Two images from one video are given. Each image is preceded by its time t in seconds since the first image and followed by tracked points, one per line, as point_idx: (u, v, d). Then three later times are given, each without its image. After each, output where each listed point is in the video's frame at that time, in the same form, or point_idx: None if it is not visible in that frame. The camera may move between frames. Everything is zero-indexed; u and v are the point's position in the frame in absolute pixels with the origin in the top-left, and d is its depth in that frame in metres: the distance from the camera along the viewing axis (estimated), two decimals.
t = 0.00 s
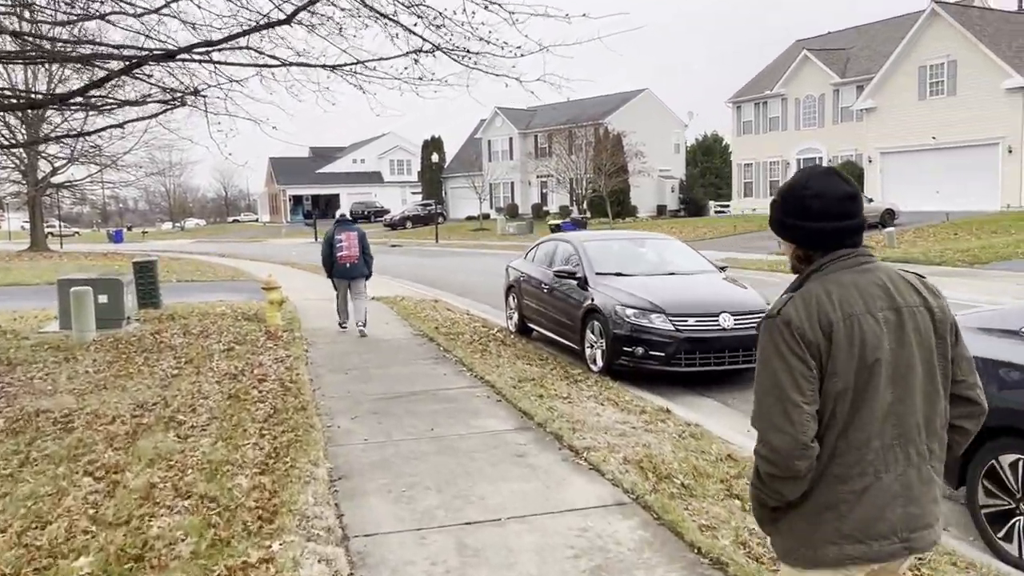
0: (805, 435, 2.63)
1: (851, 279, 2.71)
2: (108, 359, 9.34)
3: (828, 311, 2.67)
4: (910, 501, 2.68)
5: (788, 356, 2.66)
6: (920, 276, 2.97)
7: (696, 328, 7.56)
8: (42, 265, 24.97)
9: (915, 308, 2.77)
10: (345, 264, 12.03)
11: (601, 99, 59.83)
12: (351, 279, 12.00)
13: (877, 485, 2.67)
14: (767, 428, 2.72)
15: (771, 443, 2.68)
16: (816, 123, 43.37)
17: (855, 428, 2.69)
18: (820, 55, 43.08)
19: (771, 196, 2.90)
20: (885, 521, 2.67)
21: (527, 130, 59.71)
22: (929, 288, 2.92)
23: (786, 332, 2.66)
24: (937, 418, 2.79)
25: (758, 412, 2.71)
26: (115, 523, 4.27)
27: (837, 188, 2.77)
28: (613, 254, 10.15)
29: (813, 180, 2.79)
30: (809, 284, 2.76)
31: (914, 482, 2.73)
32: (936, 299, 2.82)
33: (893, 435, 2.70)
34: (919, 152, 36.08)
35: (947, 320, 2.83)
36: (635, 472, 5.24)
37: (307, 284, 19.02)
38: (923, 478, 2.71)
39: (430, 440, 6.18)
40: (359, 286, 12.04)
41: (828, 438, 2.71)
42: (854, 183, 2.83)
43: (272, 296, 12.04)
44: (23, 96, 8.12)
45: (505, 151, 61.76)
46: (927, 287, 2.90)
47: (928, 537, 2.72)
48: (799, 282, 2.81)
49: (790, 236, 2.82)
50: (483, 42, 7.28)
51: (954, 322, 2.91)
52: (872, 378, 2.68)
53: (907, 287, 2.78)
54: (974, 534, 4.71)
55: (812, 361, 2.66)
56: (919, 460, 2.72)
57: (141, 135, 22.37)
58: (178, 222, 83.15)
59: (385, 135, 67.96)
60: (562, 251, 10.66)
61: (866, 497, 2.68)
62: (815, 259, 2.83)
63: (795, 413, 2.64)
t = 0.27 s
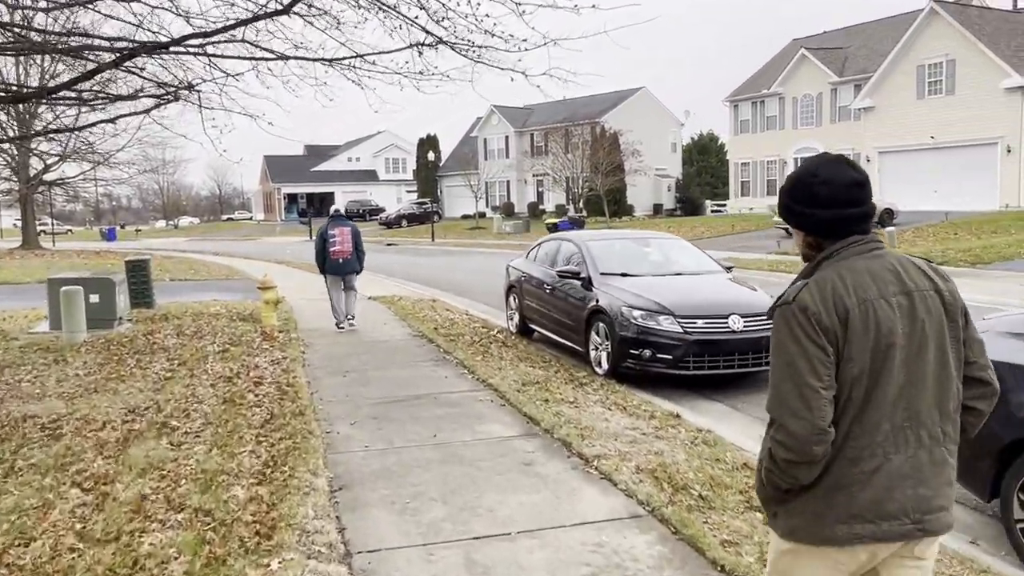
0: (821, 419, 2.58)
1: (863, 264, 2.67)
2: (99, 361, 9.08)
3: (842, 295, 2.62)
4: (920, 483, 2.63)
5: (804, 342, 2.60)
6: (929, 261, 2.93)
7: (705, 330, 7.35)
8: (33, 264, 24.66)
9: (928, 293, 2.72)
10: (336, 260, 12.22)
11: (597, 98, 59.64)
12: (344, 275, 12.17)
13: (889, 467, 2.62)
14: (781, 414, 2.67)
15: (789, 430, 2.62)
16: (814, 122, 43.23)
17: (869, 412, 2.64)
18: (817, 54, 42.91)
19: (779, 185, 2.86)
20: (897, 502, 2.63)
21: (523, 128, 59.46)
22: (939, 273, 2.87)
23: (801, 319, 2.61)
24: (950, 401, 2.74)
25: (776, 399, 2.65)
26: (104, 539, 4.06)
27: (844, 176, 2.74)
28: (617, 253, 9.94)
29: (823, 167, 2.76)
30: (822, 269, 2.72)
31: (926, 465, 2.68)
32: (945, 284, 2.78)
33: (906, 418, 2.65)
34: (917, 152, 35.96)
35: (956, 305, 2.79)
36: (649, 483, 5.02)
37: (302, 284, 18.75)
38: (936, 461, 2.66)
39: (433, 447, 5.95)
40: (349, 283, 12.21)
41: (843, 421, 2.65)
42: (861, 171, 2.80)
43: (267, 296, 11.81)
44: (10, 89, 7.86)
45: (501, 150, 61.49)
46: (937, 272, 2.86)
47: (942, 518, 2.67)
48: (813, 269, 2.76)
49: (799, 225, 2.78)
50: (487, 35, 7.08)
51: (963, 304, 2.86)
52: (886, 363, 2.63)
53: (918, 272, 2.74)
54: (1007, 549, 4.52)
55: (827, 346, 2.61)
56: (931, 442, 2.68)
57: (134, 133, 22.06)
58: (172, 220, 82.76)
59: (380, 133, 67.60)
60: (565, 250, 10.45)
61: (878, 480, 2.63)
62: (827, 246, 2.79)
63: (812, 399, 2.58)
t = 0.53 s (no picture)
0: (812, 441, 2.41)
1: (847, 277, 2.51)
2: (91, 361, 8.80)
3: (828, 313, 2.45)
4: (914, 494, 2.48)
5: (791, 364, 2.44)
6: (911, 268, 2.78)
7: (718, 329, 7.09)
8: (27, 261, 24.34)
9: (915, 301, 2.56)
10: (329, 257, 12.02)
11: (596, 94, 59.35)
12: (340, 273, 11.95)
13: (881, 480, 2.46)
14: (771, 437, 2.50)
15: (783, 454, 2.45)
16: (814, 119, 43.02)
17: (860, 427, 2.47)
18: (818, 50, 42.69)
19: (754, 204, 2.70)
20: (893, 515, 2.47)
21: (521, 125, 59.17)
22: (923, 278, 2.71)
23: (787, 340, 2.44)
24: (942, 409, 2.58)
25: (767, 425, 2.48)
26: (89, 557, 3.81)
27: (821, 191, 2.59)
28: (625, 250, 9.68)
29: (796, 183, 2.61)
30: (803, 287, 2.56)
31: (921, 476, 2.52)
32: (931, 291, 2.62)
33: (897, 432, 2.49)
34: (917, 149, 35.78)
35: (943, 311, 2.63)
36: (667, 493, 4.77)
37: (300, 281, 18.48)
38: (931, 471, 2.50)
39: (437, 453, 5.68)
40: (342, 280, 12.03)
41: (834, 438, 2.48)
42: (837, 184, 2.65)
43: (265, 293, 11.54)
44: None
45: (500, 146, 61.19)
46: (922, 279, 2.71)
47: (939, 527, 2.51)
48: (795, 287, 2.59)
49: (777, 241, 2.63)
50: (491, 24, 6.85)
51: (948, 309, 2.71)
52: (875, 378, 2.47)
53: (905, 281, 2.58)
54: None
55: (816, 367, 2.44)
56: (925, 453, 2.52)
57: (130, 128, 21.75)
58: (168, 216, 82.35)
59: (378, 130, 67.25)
60: (569, 247, 10.20)
61: (873, 494, 2.47)
62: (807, 263, 2.63)
63: (803, 422, 2.41)
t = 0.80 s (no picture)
0: (771, 417, 2.51)
1: (807, 260, 2.60)
2: (84, 362, 8.55)
3: (789, 296, 2.55)
4: (873, 468, 2.60)
5: (752, 344, 2.54)
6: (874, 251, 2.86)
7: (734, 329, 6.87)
8: (22, 257, 24.05)
9: (873, 285, 2.65)
10: (330, 250, 12.24)
11: (596, 89, 59.04)
12: (342, 265, 12.24)
13: (838, 456, 2.57)
14: (735, 412, 2.61)
15: (743, 430, 2.55)
16: (817, 114, 42.73)
17: (818, 403, 2.58)
18: (821, 44, 42.38)
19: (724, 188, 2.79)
20: (849, 486, 2.59)
21: (521, 120, 58.83)
22: (886, 261, 2.81)
23: (748, 319, 2.54)
24: (900, 387, 2.70)
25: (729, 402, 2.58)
26: None
27: (787, 175, 2.67)
28: (633, 246, 9.45)
29: (762, 168, 2.69)
30: (766, 271, 2.65)
31: (877, 449, 2.63)
32: (891, 272, 2.73)
33: (856, 410, 2.60)
34: (921, 144, 35.53)
35: (903, 291, 2.73)
36: (687, 505, 4.54)
37: (300, 277, 18.19)
38: (889, 448, 2.62)
39: (444, 460, 5.44)
40: (344, 272, 12.28)
41: (796, 415, 2.60)
42: (802, 167, 2.74)
43: (263, 290, 11.30)
44: None
45: (500, 141, 60.84)
46: (885, 262, 2.80)
47: (897, 501, 2.65)
48: (759, 269, 2.69)
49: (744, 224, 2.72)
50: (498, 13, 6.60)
51: (909, 287, 2.82)
52: (834, 356, 2.57)
53: (863, 265, 2.67)
54: None
55: (777, 347, 2.54)
56: (881, 429, 2.63)
57: (127, 122, 21.44)
58: (167, 211, 81.94)
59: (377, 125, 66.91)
60: (575, 244, 9.96)
61: (833, 468, 2.58)
62: (772, 246, 2.73)
63: (761, 399, 2.52)
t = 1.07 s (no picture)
0: (768, 394, 2.58)
1: (809, 246, 2.67)
2: (81, 359, 8.31)
3: (788, 277, 2.62)
4: (874, 456, 2.65)
5: (750, 322, 2.61)
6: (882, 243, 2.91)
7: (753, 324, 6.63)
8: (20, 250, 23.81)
9: (876, 274, 2.71)
10: (332, 245, 12.29)
11: (598, 82, 58.71)
12: (340, 260, 12.26)
13: (839, 441, 2.63)
14: (733, 390, 2.68)
15: (739, 405, 2.62)
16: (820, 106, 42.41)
17: (817, 386, 2.65)
18: (824, 36, 42.06)
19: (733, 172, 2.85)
20: (848, 474, 2.64)
21: (522, 113, 58.50)
22: (892, 253, 2.86)
23: (748, 298, 2.62)
24: (903, 376, 2.75)
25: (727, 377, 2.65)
26: None
27: (796, 159, 2.72)
28: (644, 239, 9.23)
29: (773, 152, 2.75)
30: (769, 253, 2.72)
31: (878, 437, 2.69)
32: (896, 262, 2.77)
33: (855, 395, 2.67)
34: (926, 137, 35.26)
35: (908, 281, 2.78)
36: (714, 514, 4.31)
37: (300, 272, 17.93)
38: (889, 435, 2.68)
39: (455, 463, 5.21)
40: (346, 266, 12.35)
41: (795, 396, 2.67)
42: (813, 154, 2.78)
43: (264, 285, 11.05)
44: None
45: (500, 135, 60.51)
46: (892, 253, 2.85)
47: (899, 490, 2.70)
48: (762, 252, 2.76)
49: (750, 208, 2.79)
50: None
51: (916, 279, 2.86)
52: (831, 338, 2.64)
53: (867, 253, 2.73)
54: None
55: (774, 326, 2.61)
56: (880, 415, 2.68)
57: (124, 115, 21.15)
58: (166, 205, 81.66)
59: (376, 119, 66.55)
60: (584, 237, 9.72)
61: (832, 454, 2.64)
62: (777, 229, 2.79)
63: (758, 375, 2.59)
